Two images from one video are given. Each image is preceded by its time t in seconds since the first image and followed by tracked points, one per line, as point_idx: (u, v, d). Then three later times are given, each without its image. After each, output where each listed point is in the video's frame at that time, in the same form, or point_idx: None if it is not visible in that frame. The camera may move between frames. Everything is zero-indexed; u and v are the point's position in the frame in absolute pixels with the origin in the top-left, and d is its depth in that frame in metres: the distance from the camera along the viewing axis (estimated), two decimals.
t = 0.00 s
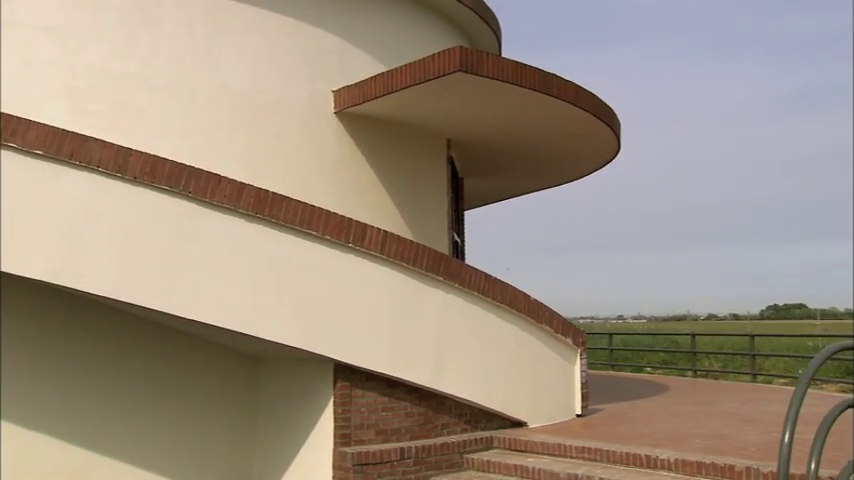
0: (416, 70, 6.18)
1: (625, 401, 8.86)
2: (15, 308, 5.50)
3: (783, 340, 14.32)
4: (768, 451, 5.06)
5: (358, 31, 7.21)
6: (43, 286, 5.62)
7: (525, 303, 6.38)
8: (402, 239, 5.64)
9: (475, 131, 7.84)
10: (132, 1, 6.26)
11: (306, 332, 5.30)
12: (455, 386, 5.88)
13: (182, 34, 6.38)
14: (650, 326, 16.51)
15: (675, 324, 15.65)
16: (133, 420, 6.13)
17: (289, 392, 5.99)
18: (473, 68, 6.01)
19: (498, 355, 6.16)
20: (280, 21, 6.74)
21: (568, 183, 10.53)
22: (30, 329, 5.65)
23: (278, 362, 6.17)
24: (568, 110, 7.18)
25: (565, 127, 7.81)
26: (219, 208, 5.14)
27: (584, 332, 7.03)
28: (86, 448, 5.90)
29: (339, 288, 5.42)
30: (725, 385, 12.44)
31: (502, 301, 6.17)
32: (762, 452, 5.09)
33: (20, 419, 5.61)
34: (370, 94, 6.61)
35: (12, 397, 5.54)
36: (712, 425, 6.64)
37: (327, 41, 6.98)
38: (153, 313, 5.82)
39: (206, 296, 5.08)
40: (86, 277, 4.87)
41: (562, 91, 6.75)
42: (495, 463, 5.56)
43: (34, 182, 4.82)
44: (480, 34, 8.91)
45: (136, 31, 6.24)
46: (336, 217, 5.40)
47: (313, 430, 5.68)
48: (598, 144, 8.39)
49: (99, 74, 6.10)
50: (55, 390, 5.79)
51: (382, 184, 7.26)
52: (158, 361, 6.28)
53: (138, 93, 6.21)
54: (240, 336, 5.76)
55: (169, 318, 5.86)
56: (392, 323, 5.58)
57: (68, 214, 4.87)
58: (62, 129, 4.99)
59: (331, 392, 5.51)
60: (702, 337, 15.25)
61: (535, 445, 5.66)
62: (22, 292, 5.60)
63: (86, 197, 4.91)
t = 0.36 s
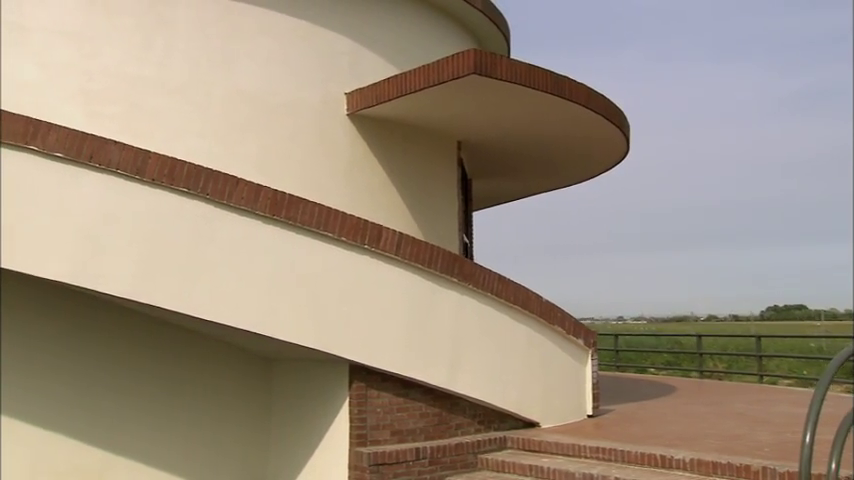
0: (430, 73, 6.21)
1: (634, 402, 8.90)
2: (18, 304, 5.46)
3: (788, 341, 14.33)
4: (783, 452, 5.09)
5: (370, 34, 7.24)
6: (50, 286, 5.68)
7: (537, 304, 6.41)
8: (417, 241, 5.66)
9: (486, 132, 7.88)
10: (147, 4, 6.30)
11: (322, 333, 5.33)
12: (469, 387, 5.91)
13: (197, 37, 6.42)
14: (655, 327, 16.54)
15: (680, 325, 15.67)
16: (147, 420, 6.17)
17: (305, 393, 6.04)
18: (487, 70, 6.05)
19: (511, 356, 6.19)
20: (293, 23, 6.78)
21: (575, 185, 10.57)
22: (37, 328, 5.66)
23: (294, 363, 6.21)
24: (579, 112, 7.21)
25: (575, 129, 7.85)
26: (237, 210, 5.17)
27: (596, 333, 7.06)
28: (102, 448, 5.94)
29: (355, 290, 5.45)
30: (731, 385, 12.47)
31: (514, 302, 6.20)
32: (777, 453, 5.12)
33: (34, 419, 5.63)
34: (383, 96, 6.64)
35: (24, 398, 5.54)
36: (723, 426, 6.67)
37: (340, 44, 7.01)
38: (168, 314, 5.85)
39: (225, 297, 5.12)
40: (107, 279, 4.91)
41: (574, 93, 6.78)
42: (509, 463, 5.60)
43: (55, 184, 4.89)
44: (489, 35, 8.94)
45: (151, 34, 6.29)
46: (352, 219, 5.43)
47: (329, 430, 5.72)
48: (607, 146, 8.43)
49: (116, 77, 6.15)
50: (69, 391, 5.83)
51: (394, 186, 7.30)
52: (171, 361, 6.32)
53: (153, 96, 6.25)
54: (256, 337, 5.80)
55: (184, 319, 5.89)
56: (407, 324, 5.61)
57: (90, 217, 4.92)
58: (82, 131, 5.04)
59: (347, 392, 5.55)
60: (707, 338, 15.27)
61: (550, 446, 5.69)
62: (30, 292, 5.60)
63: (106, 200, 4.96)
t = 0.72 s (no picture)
0: (443, 75, 6.25)
1: (643, 403, 8.92)
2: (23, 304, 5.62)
3: (794, 343, 14.35)
4: (797, 452, 5.12)
5: (383, 37, 7.27)
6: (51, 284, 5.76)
7: (549, 306, 6.44)
8: (432, 243, 5.69)
9: (496, 135, 7.91)
10: (163, 9, 6.37)
11: (339, 335, 5.37)
12: (483, 388, 5.95)
13: (212, 40, 6.47)
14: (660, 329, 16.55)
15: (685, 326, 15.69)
16: (155, 420, 6.19)
17: (321, 394, 6.08)
18: (500, 74, 6.09)
19: (524, 357, 6.22)
20: (308, 27, 6.82)
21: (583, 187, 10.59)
22: (41, 328, 5.75)
23: (309, 364, 6.25)
24: (590, 114, 7.25)
25: (585, 131, 7.89)
26: (254, 213, 5.20)
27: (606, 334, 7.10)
28: (110, 446, 5.97)
29: (371, 292, 5.48)
30: (737, 387, 12.48)
31: (527, 304, 6.23)
32: (791, 453, 5.16)
33: (39, 417, 5.69)
34: (396, 99, 6.68)
35: (24, 395, 5.64)
36: (735, 427, 6.70)
37: (353, 47, 7.05)
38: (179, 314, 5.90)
39: (243, 299, 5.16)
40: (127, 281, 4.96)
41: (586, 96, 6.83)
42: (524, 464, 5.65)
43: (75, 188, 4.95)
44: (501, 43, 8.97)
45: (166, 37, 6.35)
46: (368, 222, 5.47)
47: (344, 431, 5.75)
48: (616, 148, 8.48)
49: (131, 80, 6.23)
50: (77, 390, 5.88)
51: (406, 188, 7.34)
52: (181, 360, 6.34)
53: (168, 99, 6.31)
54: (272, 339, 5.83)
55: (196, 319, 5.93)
56: (422, 326, 5.64)
57: (109, 220, 4.96)
58: (102, 135, 5.08)
59: (362, 394, 5.59)
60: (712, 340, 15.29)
61: (564, 446, 5.73)
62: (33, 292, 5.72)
63: (124, 204, 5.00)
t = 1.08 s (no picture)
0: (456, 79, 6.29)
1: (653, 405, 8.94)
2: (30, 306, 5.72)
3: (801, 345, 14.34)
4: (812, 454, 5.15)
5: (395, 40, 7.30)
6: (61, 283, 5.84)
7: (561, 308, 6.47)
8: (446, 246, 5.72)
9: (506, 138, 7.95)
10: (177, 14, 6.44)
11: (355, 337, 5.40)
12: (497, 390, 5.98)
13: (226, 45, 6.52)
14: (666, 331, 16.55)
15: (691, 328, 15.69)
16: (164, 419, 6.22)
17: (336, 396, 6.11)
18: (513, 77, 6.12)
19: (536, 359, 6.25)
20: (321, 31, 6.86)
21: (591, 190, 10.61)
22: (50, 326, 5.83)
23: (324, 366, 6.28)
24: (601, 117, 7.29)
25: (596, 134, 7.93)
26: (271, 215, 5.23)
27: (617, 336, 7.13)
28: (118, 444, 6.02)
29: (386, 294, 5.51)
30: (745, 389, 12.48)
31: (540, 307, 6.27)
32: (805, 455, 5.19)
33: (46, 415, 5.73)
34: (408, 103, 6.72)
35: (33, 392, 5.69)
36: (747, 428, 6.73)
37: (365, 51, 7.09)
38: (192, 315, 5.95)
39: (261, 301, 5.19)
40: (146, 283, 5.01)
41: (597, 99, 6.86)
42: (538, 465, 5.69)
43: (95, 191, 4.98)
44: (512, 47, 9.00)
45: (181, 42, 6.42)
46: (383, 224, 5.50)
47: (360, 433, 5.79)
48: (625, 151, 8.52)
49: (147, 85, 6.31)
50: (86, 388, 5.93)
51: (417, 191, 7.37)
52: (191, 360, 6.38)
53: (183, 103, 6.37)
54: (287, 341, 5.87)
55: (209, 320, 5.98)
56: (437, 328, 5.67)
57: (129, 223, 5.01)
58: (121, 138, 5.13)
59: (378, 396, 5.62)
60: (719, 341, 15.27)
61: (578, 448, 5.76)
62: (44, 291, 5.81)
63: (144, 207, 5.04)
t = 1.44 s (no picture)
0: (469, 83, 6.33)
1: (661, 407, 8.97)
2: (44, 309, 5.84)
3: (806, 347, 14.36)
4: (826, 455, 5.19)
5: (407, 44, 7.34)
6: (71, 282, 5.89)
7: (573, 310, 6.51)
8: (461, 248, 5.75)
9: (516, 141, 7.98)
10: (191, 18, 6.48)
11: (371, 339, 5.43)
12: (510, 392, 6.01)
13: (239, 49, 6.56)
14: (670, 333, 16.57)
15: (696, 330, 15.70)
16: (174, 419, 6.25)
17: (351, 398, 6.15)
18: (526, 81, 6.16)
19: (549, 362, 6.29)
20: (333, 36, 6.90)
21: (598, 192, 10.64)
22: (61, 326, 5.90)
23: (339, 368, 6.32)
24: (611, 120, 7.33)
25: (605, 138, 7.97)
26: (287, 219, 5.26)
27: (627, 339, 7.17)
28: (128, 444, 6.05)
29: (401, 297, 5.54)
30: (751, 391, 12.49)
31: (552, 309, 6.30)
32: (819, 456, 5.23)
33: (62, 418, 5.83)
34: (420, 107, 6.76)
35: (43, 391, 5.78)
36: (758, 430, 6.76)
37: (377, 55, 7.13)
38: (204, 316, 6.00)
39: (278, 304, 5.23)
40: (164, 286, 5.05)
41: (608, 103, 6.91)
42: (552, 467, 5.73)
43: (113, 194, 5.02)
44: (520, 51, 9.03)
45: (195, 47, 6.46)
46: (398, 227, 5.53)
47: (374, 435, 5.82)
48: (633, 155, 8.56)
49: (161, 90, 6.35)
50: (96, 388, 5.98)
51: (428, 194, 7.41)
52: (202, 361, 6.41)
53: (197, 107, 6.41)
54: (302, 343, 5.90)
55: (222, 322, 6.02)
56: (451, 331, 5.70)
57: (147, 227, 5.05)
58: (138, 142, 5.17)
59: (393, 398, 5.66)
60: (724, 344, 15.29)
61: (591, 449, 5.80)
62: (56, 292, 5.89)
63: (162, 210, 5.08)
